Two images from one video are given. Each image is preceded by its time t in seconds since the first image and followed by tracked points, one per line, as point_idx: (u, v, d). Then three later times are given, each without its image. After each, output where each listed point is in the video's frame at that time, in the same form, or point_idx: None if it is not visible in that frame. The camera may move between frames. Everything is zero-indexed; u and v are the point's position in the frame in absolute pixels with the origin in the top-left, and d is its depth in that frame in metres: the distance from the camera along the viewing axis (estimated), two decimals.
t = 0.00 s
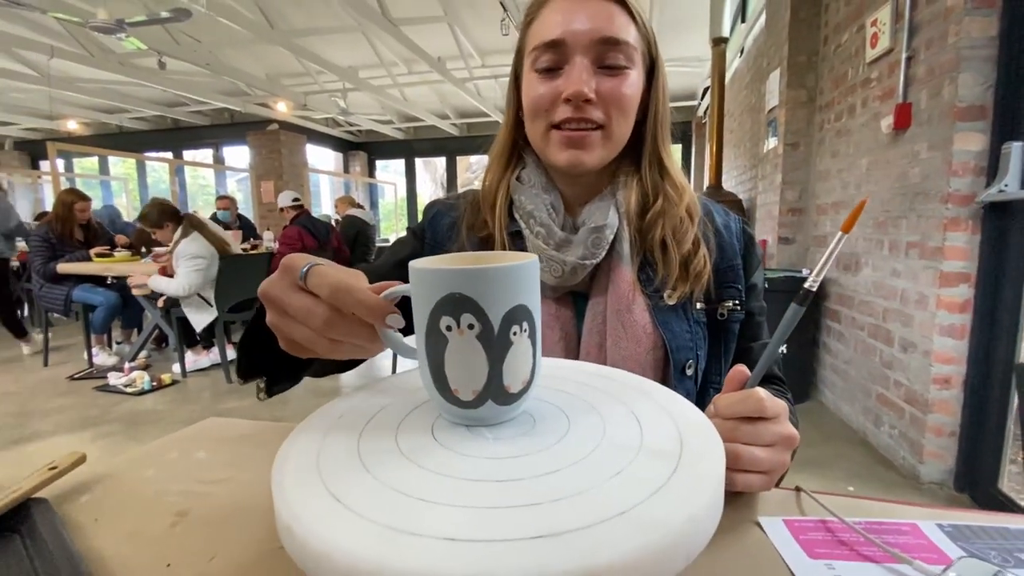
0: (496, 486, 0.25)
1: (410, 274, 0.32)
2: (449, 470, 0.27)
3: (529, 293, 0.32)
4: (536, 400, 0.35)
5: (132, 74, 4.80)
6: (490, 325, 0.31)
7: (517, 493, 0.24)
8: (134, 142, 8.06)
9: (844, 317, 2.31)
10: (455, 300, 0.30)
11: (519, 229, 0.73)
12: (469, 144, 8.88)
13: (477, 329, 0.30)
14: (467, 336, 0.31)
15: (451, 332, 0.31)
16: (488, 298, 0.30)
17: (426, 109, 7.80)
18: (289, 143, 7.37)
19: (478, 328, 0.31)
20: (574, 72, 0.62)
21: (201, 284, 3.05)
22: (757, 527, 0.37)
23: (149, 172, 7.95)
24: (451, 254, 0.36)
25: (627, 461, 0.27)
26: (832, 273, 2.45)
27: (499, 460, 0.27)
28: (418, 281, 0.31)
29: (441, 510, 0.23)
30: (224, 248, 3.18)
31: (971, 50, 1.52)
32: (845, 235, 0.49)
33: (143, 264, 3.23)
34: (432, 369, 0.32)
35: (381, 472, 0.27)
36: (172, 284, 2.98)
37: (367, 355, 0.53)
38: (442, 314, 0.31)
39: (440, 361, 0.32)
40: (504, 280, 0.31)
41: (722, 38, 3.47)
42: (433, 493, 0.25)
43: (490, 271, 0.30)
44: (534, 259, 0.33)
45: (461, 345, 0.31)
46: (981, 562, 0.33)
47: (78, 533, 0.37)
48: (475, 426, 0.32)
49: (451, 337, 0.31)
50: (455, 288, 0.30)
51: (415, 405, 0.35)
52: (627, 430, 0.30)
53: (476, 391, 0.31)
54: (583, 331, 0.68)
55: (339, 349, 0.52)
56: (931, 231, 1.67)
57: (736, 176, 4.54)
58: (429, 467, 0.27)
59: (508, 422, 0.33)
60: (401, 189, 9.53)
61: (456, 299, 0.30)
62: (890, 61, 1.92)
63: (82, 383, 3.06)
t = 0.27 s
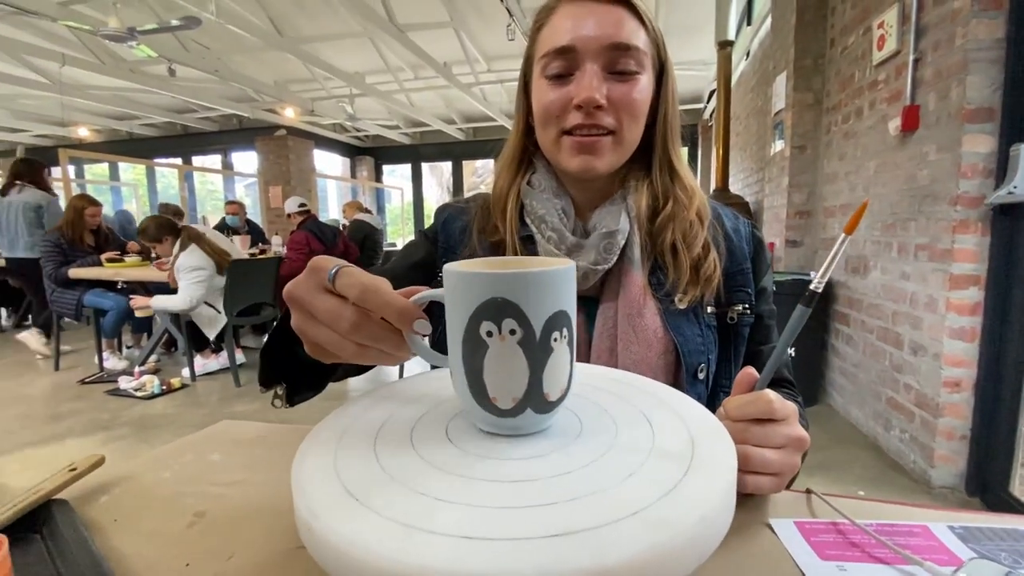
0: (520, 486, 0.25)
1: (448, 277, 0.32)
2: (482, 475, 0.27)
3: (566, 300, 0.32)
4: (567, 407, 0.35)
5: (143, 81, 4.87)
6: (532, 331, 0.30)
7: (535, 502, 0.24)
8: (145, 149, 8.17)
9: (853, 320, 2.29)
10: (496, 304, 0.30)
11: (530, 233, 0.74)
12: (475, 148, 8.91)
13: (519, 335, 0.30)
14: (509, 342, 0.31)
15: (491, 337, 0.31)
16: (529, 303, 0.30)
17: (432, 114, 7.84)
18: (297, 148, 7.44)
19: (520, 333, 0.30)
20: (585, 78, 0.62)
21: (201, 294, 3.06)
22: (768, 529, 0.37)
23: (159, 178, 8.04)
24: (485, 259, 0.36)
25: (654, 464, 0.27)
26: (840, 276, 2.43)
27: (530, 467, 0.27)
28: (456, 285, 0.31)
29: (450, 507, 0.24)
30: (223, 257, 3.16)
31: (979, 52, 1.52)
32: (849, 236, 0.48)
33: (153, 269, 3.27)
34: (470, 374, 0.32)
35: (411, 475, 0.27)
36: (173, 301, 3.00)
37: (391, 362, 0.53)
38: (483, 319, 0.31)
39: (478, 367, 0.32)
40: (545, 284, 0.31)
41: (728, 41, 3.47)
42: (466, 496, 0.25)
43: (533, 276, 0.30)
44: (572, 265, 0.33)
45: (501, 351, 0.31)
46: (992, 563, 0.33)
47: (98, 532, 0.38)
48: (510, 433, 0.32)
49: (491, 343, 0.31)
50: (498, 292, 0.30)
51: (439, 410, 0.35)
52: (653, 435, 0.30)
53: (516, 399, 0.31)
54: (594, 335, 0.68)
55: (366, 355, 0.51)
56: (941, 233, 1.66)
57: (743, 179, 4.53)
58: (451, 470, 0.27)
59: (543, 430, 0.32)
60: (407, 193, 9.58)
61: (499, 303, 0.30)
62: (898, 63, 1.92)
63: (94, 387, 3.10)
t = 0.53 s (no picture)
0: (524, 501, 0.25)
1: (466, 287, 0.30)
2: (489, 490, 0.26)
3: (587, 312, 0.30)
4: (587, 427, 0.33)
5: (150, 87, 4.92)
6: (556, 344, 0.29)
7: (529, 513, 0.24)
8: (151, 154, 8.24)
9: (859, 323, 2.28)
10: (521, 317, 0.28)
11: (533, 237, 0.74)
12: (479, 152, 8.93)
13: (543, 349, 0.28)
14: (532, 356, 0.29)
15: (514, 351, 0.29)
16: (555, 316, 0.28)
17: (436, 118, 7.88)
18: (302, 153, 7.49)
19: (544, 347, 0.29)
20: (585, 84, 0.63)
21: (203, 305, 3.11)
22: (766, 533, 0.37)
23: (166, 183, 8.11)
24: (502, 269, 0.34)
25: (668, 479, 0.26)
26: (846, 278, 2.42)
27: (547, 484, 0.26)
28: (475, 297, 0.29)
29: (449, 511, 0.24)
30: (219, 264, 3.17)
31: (983, 53, 1.51)
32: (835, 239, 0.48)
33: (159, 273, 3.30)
34: (490, 389, 0.30)
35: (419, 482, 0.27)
36: (178, 317, 3.05)
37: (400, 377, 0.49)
38: (505, 333, 0.29)
39: (499, 383, 0.30)
40: (570, 295, 0.29)
41: (731, 44, 3.47)
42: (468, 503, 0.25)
43: (560, 286, 0.28)
44: (595, 274, 0.31)
45: (524, 366, 0.29)
46: (990, 567, 0.33)
47: (102, 533, 0.39)
48: (528, 452, 0.31)
49: (514, 357, 0.29)
50: (520, 304, 0.28)
51: (446, 425, 0.34)
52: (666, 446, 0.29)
53: (541, 416, 0.29)
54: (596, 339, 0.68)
55: (375, 368, 0.48)
56: (946, 235, 1.65)
57: (747, 182, 4.52)
58: (447, 471, 0.28)
59: (564, 448, 0.31)
60: (411, 197, 9.62)
61: (523, 316, 0.28)
62: (901, 65, 1.91)
63: (100, 390, 3.12)
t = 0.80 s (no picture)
0: (521, 502, 0.24)
1: (464, 286, 0.28)
2: (489, 491, 0.25)
3: (588, 309, 0.27)
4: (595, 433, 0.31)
5: (155, 92, 4.97)
6: (560, 344, 0.26)
7: (520, 505, 0.24)
8: (156, 158, 8.30)
9: (861, 325, 2.28)
10: (522, 316, 0.26)
11: (532, 238, 0.74)
12: (481, 155, 8.96)
13: (545, 349, 0.26)
14: (534, 356, 0.26)
15: (515, 352, 0.26)
16: (557, 315, 0.26)
17: (439, 121, 7.91)
18: (305, 157, 7.54)
19: (547, 347, 0.26)
20: (582, 85, 0.63)
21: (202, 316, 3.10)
22: (762, 529, 0.37)
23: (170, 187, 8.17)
24: (502, 265, 0.31)
25: (669, 477, 0.26)
26: (849, 280, 2.42)
27: (550, 485, 0.25)
28: (473, 296, 0.27)
29: (444, 507, 0.24)
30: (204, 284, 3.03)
31: (985, 54, 1.51)
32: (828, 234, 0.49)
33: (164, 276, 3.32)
34: (491, 394, 0.28)
35: (414, 482, 0.26)
36: (176, 327, 3.07)
37: (406, 384, 0.47)
38: (506, 332, 0.26)
39: (500, 385, 0.27)
40: (574, 291, 0.26)
41: (732, 46, 3.49)
42: (464, 494, 0.25)
43: (563, 282, 0.26)
44: (601, 269, 0.28)
45: (526, 367, 0.27)
46: (986, 563, 0.33)
47: (103, 528, 0.39)
48: (531, 455, 0.28)
49: (515, 359, 0.27)
50: (521, 302, 0.26)
51: (443, 423, 0.33)
52: (665, 443, 0.29)
53: (544, 418, 0.27)
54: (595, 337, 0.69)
55: (379, 372, 0.45)
56: (949, 236, 1.65)
57: (748, 184, 4.52)
58: (445, 466, 0.28)
59: (571, 451, 0.28)
60: (414, 200, 9.66)
61: (524, 315, 0.26)
62: (903, 66, 1.91)
63: (105, 393, 3.14)
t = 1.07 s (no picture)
0: (487, 485, 0.25)
1: (438, 276, 0.28)
2: (462, 473, 0.26)
3: (556, 298, 0.27)
4: (570, 421, 0.31)
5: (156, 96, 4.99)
6: (529, 331, 0.27)
7: (486, 486, 0.24)
8: (158, 162, 8.34)
9: (860, 327, 2.28)
10: (492, 304, 0.27)
11: (522, 237, 0.75)
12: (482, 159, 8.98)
13: (515, 336, 0.27)
14: (505, 343, 0.27)
15: (486, 339, 0.27)
16: (527, 303, 0.27)
17: (439, 125, 7.94)
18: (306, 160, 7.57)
19: (517, 335, 0.27)
20: (571, 83, 0.64)
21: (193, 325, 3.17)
22: (740, 519, 0.37)
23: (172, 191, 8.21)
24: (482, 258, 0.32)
25: (638, 458, 0.27)
26: (847, 281, 2.42)
27: (521, 468, 0.26)
28: (449, 283, 0.28)
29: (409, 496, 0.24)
30: (182, 297, 3.06)
31: (978, 57, 1.52)
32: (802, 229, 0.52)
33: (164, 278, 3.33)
34: (464, 380, 0.28)
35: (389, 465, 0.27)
36: (172, 335, 3.15)
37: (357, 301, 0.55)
38: (477, 320, 0.27)
39: (473, 373, 0.28)
40: (545, 281, 0.27)
41: (730, 50, 3.50)
42: (434, 475, 0.26)
43: (533, 270, 0.27)
44: (574, 260, 0.29)
45: (495, 354, 0.27)
46: (959, 550, 0.33)
47: (90, 518, 0.40)
48: (506, 441, 0.29)
49: (485, 346, 0.27)
50: (493, 291, 0.26)
51: (422, 412, 0.34)
52: (636, 428, 0.30)
53: (515, 405, 0.27)
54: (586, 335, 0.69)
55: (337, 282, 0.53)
56: (945, 237, 1.65)
57: (747, 187, 4.53)
58: (419, 452, 0.28)
59: (544, 437, 0.29)
60: (414, 204, 9.68)
61: (494, 304, 0.27)
62: (898, 69, 1.92)
63: (105, 395, 3.15)
